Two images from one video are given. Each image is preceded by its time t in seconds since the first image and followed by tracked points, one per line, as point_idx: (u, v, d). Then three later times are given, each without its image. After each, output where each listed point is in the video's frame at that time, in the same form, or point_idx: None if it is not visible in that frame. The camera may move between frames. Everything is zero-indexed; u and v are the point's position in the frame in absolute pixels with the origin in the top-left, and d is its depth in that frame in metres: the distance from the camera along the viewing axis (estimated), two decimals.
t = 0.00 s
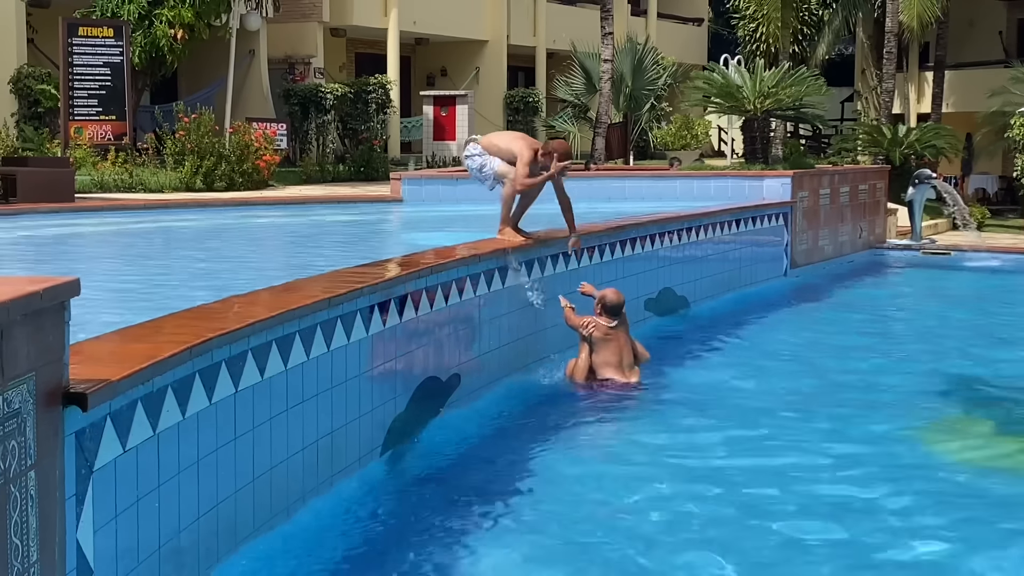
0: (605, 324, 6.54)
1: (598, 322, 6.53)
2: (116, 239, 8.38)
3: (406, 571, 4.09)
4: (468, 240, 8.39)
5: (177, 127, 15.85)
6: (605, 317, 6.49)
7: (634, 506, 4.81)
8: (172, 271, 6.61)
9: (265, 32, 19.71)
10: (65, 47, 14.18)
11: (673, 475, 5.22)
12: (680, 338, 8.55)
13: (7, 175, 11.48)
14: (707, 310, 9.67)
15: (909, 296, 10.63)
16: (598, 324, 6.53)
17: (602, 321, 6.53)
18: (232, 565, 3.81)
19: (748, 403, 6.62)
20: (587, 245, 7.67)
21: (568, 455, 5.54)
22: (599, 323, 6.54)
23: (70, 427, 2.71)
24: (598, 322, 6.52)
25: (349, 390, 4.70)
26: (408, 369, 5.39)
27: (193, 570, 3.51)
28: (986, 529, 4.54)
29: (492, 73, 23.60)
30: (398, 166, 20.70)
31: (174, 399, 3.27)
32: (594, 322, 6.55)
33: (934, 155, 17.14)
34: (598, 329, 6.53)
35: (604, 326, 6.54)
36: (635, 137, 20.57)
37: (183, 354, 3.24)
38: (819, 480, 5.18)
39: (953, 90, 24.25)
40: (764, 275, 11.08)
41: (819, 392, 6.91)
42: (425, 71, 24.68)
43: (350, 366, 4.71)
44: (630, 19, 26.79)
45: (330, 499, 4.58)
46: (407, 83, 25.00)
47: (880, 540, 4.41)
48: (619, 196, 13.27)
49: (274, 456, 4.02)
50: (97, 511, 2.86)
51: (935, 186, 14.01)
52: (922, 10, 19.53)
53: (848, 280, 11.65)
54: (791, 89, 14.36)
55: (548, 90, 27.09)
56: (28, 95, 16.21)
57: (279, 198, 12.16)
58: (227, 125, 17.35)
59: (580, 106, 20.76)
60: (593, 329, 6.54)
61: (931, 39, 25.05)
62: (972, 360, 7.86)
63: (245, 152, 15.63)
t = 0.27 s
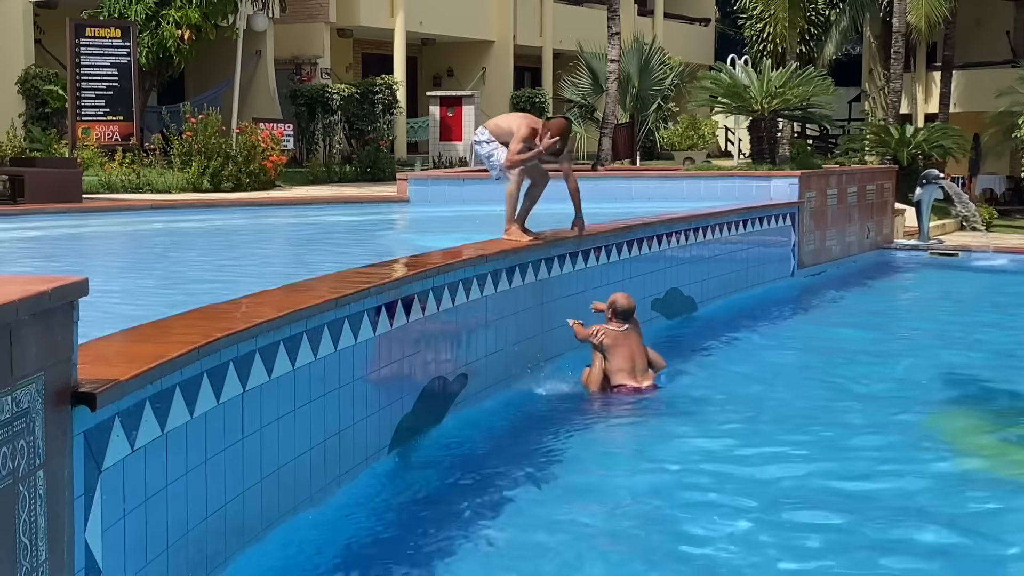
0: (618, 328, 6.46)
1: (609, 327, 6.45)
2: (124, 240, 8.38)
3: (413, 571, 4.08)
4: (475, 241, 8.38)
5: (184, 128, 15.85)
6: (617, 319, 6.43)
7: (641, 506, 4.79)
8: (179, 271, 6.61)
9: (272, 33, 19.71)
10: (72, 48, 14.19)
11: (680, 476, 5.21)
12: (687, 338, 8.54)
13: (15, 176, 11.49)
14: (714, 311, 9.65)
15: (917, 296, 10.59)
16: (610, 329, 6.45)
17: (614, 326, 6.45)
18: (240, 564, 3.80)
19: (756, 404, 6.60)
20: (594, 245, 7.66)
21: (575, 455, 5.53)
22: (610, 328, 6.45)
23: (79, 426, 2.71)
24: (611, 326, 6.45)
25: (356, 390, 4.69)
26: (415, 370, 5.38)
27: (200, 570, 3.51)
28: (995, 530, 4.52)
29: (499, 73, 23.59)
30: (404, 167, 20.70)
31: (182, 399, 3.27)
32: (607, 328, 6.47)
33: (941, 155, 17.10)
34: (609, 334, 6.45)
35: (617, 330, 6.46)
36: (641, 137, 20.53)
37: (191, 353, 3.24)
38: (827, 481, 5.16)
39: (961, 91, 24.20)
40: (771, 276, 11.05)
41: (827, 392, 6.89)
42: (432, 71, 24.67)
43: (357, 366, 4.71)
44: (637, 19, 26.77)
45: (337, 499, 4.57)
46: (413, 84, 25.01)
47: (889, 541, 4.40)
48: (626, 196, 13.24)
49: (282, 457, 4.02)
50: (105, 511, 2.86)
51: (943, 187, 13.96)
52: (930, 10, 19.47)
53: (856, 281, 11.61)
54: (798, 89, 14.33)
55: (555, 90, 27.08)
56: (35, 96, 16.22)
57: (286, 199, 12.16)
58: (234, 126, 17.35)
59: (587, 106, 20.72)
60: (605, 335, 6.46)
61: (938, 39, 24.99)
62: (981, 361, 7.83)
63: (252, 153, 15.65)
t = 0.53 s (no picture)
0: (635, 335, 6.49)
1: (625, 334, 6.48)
2: (134, 241, 8.40)
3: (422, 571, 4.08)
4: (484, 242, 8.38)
5: (193, 129, 15.88)
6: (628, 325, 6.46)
7: (650, 507, 4.79)
8: (189, 273, 6.62)
9: (281, 35, 19.75)
10: (82, 50, 14.22)
11: (689, 477, 5.21)
12: (696, 340, 8.52)
13: (26, 177, 11.54)
14: (723, 312, 9.63)
15: (926, 297, 10.56)
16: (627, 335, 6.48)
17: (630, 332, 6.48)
18: (250, 565, 3.80)
19: (765, 405, 6.59)
20: (603, 247, 7.66)
21: (583, 457, 5.52)
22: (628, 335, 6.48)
23: (89, 427, 2.71)
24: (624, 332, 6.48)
25: (366, 391, 4.70)
26: (425, 371, 5.39)
27: (210, 569, 3.50)
28: (1005, 531, 4.50)
29: (508, 75, 23.60)
30: (413, 168, 20.72)
31: (192, 400, 3.27)
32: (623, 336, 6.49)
33: (951, 156, 17.06)
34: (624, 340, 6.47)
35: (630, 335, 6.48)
36: (650, 139, 20.51)
37: (200, 354, 3.25)
38: (836, 482, 5.15)
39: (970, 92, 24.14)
40: (780, 277, 11.03)
41: (836, 394, 6.88)
42: (440, 73, 24.70)
43: (367, 367, 4.71)
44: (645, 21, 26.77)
45: (347, 499, 4.57)
46: (422, 85, 25.04)
47: (898, 543, 4.38)
48: (635, 198, 13.24)
49: (292, 457, 4.02)
50: (116, 513, 2.87)
51: (953, 188, 13.92)
52: (940, 11, 19.42)
53: (865, 282, 11.58)
54: (807, 90, 14.31)
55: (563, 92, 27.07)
56: (45, 98, 16.26)
57: (294, 200, 12.17)
58: (243, 128, 17.39)
59: (595, 107, 20.69)
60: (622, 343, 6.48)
61: (947, 41, 24.93)
62: (990, 362, 7.80)
63: (261, 155, 15.69)
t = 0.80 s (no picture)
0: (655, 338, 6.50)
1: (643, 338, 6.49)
2: (142, 241, 8.40)
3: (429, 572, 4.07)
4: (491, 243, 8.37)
5: (200, 130, 15.88)
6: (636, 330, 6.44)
7: (657, 508, 4.77)
8: (197, 273, 6.62)
9: (288, 36, 19.75)
10: (90, 50, 14.23)
11: (696, 478, 5.19)
12: (704, 341, 8.51)
13: (33, 177, 11.56)
14: (730, 313, 9.61)
15: (935, 299, 10.53)
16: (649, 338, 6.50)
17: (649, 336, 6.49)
18: (257, 566, 3.79)
19: (772, 406, 6.57)
20: (610, 248, 7.64)
21: (591, 458, 5.51)
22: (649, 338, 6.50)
23: (97, 427, 2.71)
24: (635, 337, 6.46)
25: (373, 392, 4.69)
26: (432, 372, 5.38)
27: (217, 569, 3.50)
28: (1014, 533, 4.48)
29: (515, 76, 23.59)
30: (420, 169, 20.71)
31: (200, 400, 3.27)
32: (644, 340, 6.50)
33: (959, 157, 17.01)
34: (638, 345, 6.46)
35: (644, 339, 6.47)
36: (657, 140, 20.47)
37: (208, 355, 3.24)
38: (844, 484, 5.12)
39: (978, 93, 24.07)
40: (788, 278, 11.01)
41: (843, 395, 6.86)
42: (447, 74, 24.70)
43: (375, 369, 4.70)
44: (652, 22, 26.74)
45: (355, 500, 4.57)
46: (429, 87, 25.04)
47: (907, 545, 4.36)
48: (643, 199, 13.22)
49: (299, 458, 4.02)
50: (124, 513, 2.86)
51: (961, 189, 13.88)
52: (948, 12, 19.38)
53: (873, 283, 11.56)
54: (815, 91, 14.26)
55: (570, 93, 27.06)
56: (53, 98, 16.27)
57: (302, 201, 12.17)
58: (251, 129, 17.39)
59: (602, 108, 20.67)
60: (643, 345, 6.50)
61: (955, 42, 24.87)
62: (998, 364, 7.77)
63: (268, 156, 15.70)
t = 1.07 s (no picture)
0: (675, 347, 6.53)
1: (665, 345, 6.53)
2: (150, 243, 8.42)
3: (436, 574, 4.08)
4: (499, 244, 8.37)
5: (208, 132, 15.91)
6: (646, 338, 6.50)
7: (663, 511, 4.76)
8: (205, 275, 6.64)
9: (296, 38, 19.79)
10: (98, 52, 14.28)
11: (703, 480, 5.18)
12: (711, 343, 8.50)
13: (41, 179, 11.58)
14: (738, 315, 9.60)
15: (943, 301, 10.51)
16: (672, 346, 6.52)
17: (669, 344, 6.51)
18: (265, 568, 3.80)
19: (778, 409, 6.55)
20: (617, 250, 7.64)
21: (598, 460, 5.51)
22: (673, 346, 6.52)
23: (106, 428, 2.71)
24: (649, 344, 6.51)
25: (380, 394, 4.69)
26: (439, 373, 5.38)
27: (225, 571, 3.50)
28: (1023, 536, 4.46)
29: (522, 78, 23.59)
30: (427, 171, 20.72)
31: (208, 402, 3.27)
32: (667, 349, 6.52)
33: (967, 159, 16.96)
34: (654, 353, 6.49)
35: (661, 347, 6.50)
36: (665, 142, 20.44)
37: (216, 356, 3.25)
38: (851, 486, 5.11)
39: (986, 96, 24.01)
40: (796, 280, 11.00)
41: (850, 397, 6.84)
42: (455, 75, 24.71)
43: (382, 371, 4.71)
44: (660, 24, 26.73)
45: (362, 502, 4.57)
46: (436, 89, 25.05)
47: (914, 548, 4.34)
48: (650, 201, 13.20)
49: (307, 459, 4.02)
50: (132, 514, 2.87)
51: (969, 191, 13.84)
52: (956, 15, 19.34)
53: (881, 286, 11.53)
54: (823, 93, 14.24)
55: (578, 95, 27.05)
56: (61, 100, 16.32)
57: (309, 203, 12.18)
58: (258, 130, 17.42)
59: (610, 110, 20.65)
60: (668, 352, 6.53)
61: (963, 44, 24.81)
62: (1006, 366, 7.74)
63: (275, 157, 15.72)
